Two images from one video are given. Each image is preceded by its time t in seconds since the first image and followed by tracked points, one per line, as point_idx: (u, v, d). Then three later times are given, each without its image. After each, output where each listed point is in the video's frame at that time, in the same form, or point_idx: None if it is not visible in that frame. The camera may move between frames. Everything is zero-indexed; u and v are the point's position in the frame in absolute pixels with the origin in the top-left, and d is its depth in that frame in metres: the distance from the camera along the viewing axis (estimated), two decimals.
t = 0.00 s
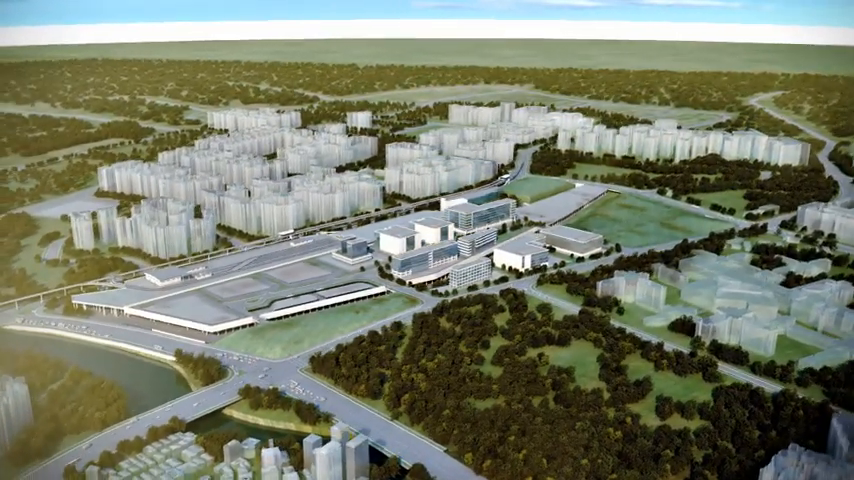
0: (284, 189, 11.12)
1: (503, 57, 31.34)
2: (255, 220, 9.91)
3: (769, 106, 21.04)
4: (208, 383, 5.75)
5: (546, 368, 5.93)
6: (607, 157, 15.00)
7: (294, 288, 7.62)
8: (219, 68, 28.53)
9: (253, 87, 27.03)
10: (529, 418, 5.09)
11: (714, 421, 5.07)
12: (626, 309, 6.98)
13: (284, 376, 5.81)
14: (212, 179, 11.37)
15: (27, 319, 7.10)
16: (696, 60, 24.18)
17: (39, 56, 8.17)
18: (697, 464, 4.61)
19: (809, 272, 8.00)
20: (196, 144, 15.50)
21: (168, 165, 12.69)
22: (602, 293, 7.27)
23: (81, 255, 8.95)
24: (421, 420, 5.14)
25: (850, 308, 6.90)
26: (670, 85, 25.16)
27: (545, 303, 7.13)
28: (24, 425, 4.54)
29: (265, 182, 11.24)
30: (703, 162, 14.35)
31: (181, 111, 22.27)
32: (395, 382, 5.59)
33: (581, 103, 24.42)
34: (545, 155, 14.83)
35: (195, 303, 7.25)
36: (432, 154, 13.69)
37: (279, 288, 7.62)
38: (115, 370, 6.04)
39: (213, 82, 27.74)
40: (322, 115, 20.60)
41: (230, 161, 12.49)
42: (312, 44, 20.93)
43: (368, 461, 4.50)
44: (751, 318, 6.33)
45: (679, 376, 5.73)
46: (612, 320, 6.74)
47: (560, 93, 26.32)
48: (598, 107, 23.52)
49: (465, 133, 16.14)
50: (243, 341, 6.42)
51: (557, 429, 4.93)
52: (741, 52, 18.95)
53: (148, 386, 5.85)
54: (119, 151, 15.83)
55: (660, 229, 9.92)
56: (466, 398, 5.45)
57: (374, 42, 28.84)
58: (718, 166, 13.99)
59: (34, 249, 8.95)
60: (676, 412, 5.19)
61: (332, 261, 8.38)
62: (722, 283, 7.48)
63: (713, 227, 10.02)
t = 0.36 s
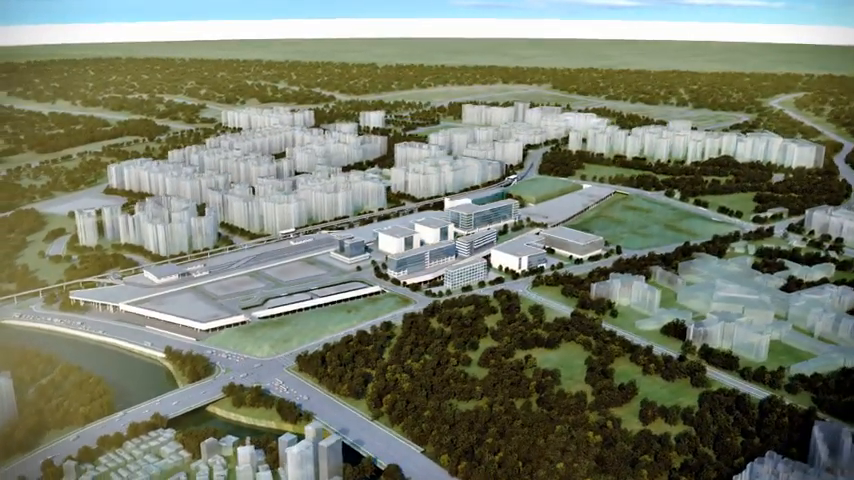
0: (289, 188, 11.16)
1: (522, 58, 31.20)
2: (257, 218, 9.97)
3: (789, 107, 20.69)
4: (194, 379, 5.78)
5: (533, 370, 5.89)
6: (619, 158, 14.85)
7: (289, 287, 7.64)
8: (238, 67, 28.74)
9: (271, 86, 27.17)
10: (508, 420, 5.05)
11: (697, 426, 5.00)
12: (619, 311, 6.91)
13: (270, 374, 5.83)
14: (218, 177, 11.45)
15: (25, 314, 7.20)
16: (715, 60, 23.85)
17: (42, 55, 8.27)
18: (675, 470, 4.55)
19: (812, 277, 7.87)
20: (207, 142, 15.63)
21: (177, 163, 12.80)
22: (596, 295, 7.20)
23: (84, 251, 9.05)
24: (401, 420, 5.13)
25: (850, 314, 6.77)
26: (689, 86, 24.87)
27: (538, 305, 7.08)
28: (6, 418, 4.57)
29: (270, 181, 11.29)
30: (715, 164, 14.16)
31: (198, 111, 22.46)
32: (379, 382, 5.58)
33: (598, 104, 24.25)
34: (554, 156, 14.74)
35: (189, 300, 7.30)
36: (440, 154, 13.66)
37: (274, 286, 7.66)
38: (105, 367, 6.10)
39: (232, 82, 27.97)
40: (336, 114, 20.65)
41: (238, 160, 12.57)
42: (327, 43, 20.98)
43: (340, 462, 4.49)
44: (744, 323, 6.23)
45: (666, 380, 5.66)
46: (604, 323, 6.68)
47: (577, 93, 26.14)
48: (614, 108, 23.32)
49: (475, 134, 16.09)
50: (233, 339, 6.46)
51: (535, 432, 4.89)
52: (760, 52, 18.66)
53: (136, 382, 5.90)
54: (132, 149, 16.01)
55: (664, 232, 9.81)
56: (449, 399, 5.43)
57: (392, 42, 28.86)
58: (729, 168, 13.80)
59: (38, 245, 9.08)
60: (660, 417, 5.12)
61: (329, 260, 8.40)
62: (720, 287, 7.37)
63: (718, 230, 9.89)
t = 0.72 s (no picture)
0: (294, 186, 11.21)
1: (541, 58, 31.04)
2: (259, 216, 10.02)
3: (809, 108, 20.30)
4: (180, 376, 5.82)
5: (519, 372, 5.85)
6: (629, 159, 14.70)
7: (284, 285, 7.67)
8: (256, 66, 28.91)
9: (288, 85, 27.27)
10: (487, 423, 5.03)
11: (679, 432, 4.94)
12: (613, 314, 6.84)
13: (256, 373, 5.86)
14: (224, 175, 11.53)
15: (23, 309, 7.31)
16: (736, 61, 23.51)
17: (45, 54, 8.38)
18: (652, 476, 4.49)
19: (813, 282, 7.74)
20: (219, 140, 15.74)
21: (186, 161, 12.91)
22: (590, 297, 7.13)
23: (87, 247, 9.17)
24: (381, 421, 5.12)
25: (848, 321, 6.64)
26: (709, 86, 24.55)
27: (530, 306, 7.04)
28: None
29: (275, 179, 11.35)
30: (727, 165, 13.95)
31: (214, 110, 22.64)
32: (362, 381, 5.58)
33: (615, 104, 24.04)
34: (564, 156, 14.63)
35: (184, 297, 7.37)
36: (448, 154, 13.63)
37: (269, 285, 7.69)
38: (97, 363, 6.17)
39: (250, 81, 28.16)
40: (350, 114, 20.68)
41: (246, 159, 12.64)
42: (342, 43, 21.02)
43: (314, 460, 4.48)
44: (736, 328, 6.15)
45: (653, 385, 5.59)
46: (596, 326, 6.62)
47: (595, 93, 25.95)
48: (631, 108, 23.10)
49: (486, 134, 16.03)
50: (223, 337, 6.50)
51: (513, 435, 4.86)
52: (779, 52, 18.36)
53: (125, 379, 5.95)
54: (146, 147, 16.17)
55: (667, 234, 9.70)
56: (431, 401, 5.42)
57: (411, 41, 28.84)
58: (741, 170, 13.60)
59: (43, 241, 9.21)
60: (643, 421, 5.06)
61: (327, 259, 8.42)
62: (717, 291, 7.28)
63: (723, 233, 9.76)
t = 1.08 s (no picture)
0: (298, 185, 11.26)
1: (560, 58, 30.85)
2: (262, 215, 10.08)
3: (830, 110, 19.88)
4: (168, 373, 5.87)
5: (505, 374, 5.81)
6: (640, 160, 14.55)
7: (279, 284, 7.71)
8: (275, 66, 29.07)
9: (306, 84, 27.40)
10: (466, 424, 5.00)
11: (661, 436, 4.88)
12: (605, 317, 6.78)
13: (242, 371, 5.88)
14: (231, 173, 11.61)
15: (22, 304, 7.42)
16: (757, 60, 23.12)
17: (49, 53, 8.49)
18: None
19: (815, 287, 7.63)
20: (232, 139, 15.86)
21: (195, 159, 13.02)
22: (584, 299, 7.07)
23: (91, 244, 9.30)
24: (361, 420, 5.11)
25: (846, 327, 6.52)
26: (729, 86, 24.22)
27: (523, 308, 7.00)
28: None
29: (280, 178, 11.40)
30: (740, 168, 13.73)
31: (231, 108, 22.82)
32: (346, 381, 5.58)
33: (632, 105, 23.84)
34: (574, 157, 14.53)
35: (179, 295, 7.43)
36: (456, 154, 13.60)
37: (264, 283, 7.73)
38: (89, 359, 6.24)
39: (269, 80, 28.33)
40: (364, 113, 20.70)
41: (254, 157, 12.71)
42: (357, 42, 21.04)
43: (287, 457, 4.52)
44: (728, 333, 6.06)
45: (640, 389, 5.53)
46: (587, 328, 6.56)
47: (613, 93, 25.74)
48: (648, 109, 22.88)
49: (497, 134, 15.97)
50: (213, 334, 6.54)
51: (491, 437, 4.83)
52: (798, 53, 18.03)
53: (114, 376, 6.00)
54: (160, 145, 16.35)
55: (670, 237, 9.60)
56: (413, 401, 5.40)
57: (429, 41, 28.80)
58: (753, 172, 13.39)
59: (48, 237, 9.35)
60: (624, 426, 5.00)
61: (324, 258, 8.44)
62: (714, 294, 7.18)
63: (728, 236, 9.63)
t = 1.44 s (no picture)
0: (303, 184, 11.30)
1: (580, 58, 30.63)
2: (265, 213, 10.13)
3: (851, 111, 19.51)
4: (156, 370, 5.91)
5: (491, 376, 5.78)
6: (651, 162, 14.39)
7: (274, 282, 7.74)
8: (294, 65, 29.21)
9: (323, 83, 27.49)
10: (445, 426, 4.98)
11: (641, 441, 4.82)
12: (597, 320, 6.72)
13: (229, 369, 5.91)
14: (237, 171, 11.69)
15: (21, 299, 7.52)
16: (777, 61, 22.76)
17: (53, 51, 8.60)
18: None
19: (815, 291, 7.49)
20: (243, 137, 15.96)
21: (205, 157, 13.13)
22: (577, 301, 7.02)
23: (95, 240, 9.40)
24: (341, 420, 5.12)
25: (842, 333, 6.39)
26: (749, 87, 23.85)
27: (515, 309, 6.96)
28: None
29: (285, 177, 11.45)
30: (752, 170, 13.54)
31: (247, 107, 22.99)
32: (330, 380, 5.59)
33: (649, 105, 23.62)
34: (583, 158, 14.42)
35: (175, 292, 7.49)
36: (464, 154, 13.56)
37: (260, 282, 7.77)
38: (81, 355, 6.29)
39: (288, 79, 28.49)
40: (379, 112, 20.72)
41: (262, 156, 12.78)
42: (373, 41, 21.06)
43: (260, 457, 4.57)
44: (719, 337, 5.98)
45: (625, 393, 5.47)
46: (578, 331, 6.50)
47: (631, 94, 25.52)
48: (665, 110, 22.64)
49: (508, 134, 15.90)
50: (204, 332, 6.58)
51: (469, 440, 4.81)
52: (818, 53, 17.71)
53: (103, 373, 6.04)
54: (173, 143, 16.51)
55: (673, 239, 9.49)
56: (395, 402, 5.39)
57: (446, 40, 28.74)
58: (765, 174, 13.19)
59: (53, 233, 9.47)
60: (605, 430, 4.95)
61: (322, 257, 8.46)
62: (710, 298, 7.09)
63: (732, 239, 9.50)
